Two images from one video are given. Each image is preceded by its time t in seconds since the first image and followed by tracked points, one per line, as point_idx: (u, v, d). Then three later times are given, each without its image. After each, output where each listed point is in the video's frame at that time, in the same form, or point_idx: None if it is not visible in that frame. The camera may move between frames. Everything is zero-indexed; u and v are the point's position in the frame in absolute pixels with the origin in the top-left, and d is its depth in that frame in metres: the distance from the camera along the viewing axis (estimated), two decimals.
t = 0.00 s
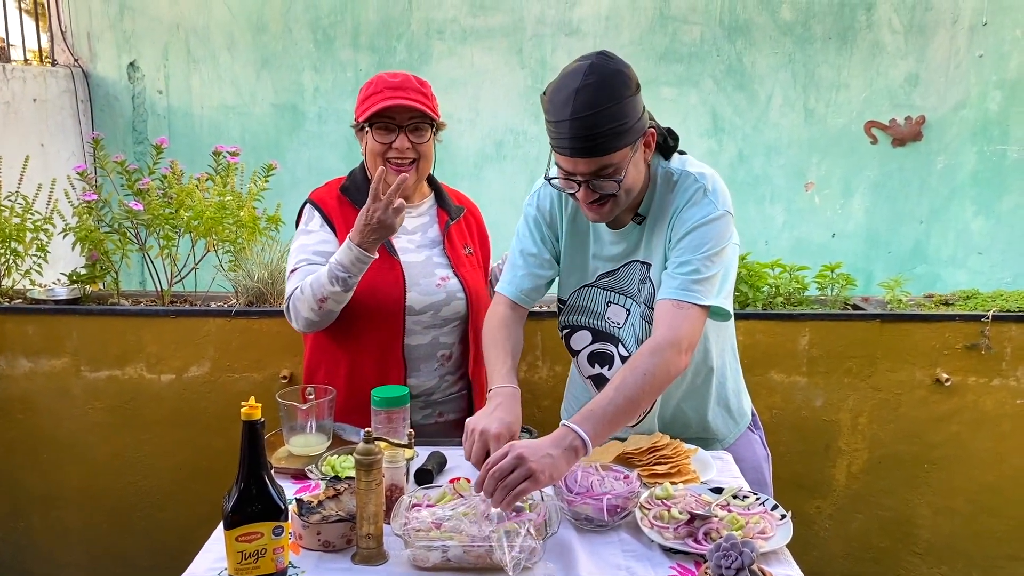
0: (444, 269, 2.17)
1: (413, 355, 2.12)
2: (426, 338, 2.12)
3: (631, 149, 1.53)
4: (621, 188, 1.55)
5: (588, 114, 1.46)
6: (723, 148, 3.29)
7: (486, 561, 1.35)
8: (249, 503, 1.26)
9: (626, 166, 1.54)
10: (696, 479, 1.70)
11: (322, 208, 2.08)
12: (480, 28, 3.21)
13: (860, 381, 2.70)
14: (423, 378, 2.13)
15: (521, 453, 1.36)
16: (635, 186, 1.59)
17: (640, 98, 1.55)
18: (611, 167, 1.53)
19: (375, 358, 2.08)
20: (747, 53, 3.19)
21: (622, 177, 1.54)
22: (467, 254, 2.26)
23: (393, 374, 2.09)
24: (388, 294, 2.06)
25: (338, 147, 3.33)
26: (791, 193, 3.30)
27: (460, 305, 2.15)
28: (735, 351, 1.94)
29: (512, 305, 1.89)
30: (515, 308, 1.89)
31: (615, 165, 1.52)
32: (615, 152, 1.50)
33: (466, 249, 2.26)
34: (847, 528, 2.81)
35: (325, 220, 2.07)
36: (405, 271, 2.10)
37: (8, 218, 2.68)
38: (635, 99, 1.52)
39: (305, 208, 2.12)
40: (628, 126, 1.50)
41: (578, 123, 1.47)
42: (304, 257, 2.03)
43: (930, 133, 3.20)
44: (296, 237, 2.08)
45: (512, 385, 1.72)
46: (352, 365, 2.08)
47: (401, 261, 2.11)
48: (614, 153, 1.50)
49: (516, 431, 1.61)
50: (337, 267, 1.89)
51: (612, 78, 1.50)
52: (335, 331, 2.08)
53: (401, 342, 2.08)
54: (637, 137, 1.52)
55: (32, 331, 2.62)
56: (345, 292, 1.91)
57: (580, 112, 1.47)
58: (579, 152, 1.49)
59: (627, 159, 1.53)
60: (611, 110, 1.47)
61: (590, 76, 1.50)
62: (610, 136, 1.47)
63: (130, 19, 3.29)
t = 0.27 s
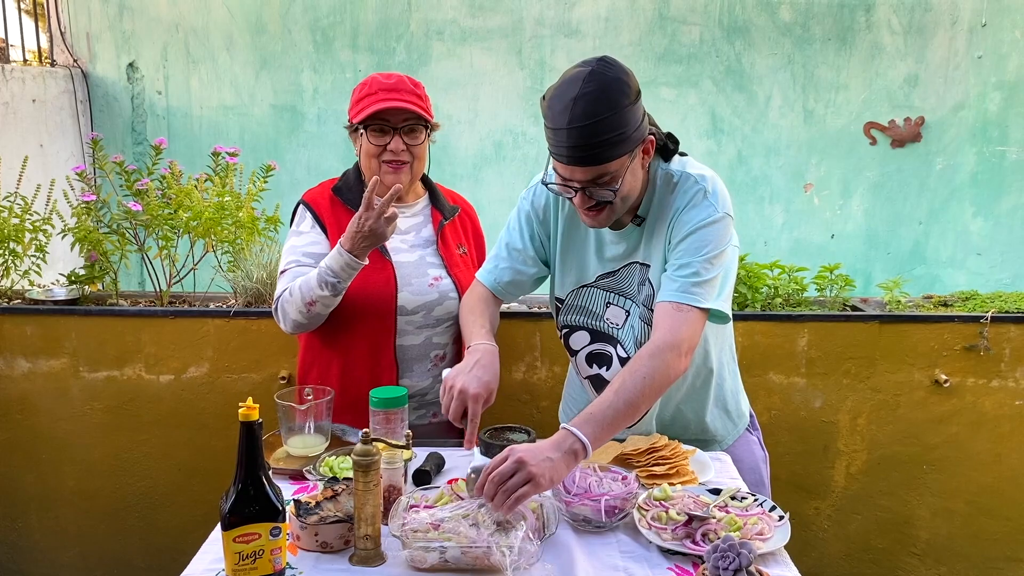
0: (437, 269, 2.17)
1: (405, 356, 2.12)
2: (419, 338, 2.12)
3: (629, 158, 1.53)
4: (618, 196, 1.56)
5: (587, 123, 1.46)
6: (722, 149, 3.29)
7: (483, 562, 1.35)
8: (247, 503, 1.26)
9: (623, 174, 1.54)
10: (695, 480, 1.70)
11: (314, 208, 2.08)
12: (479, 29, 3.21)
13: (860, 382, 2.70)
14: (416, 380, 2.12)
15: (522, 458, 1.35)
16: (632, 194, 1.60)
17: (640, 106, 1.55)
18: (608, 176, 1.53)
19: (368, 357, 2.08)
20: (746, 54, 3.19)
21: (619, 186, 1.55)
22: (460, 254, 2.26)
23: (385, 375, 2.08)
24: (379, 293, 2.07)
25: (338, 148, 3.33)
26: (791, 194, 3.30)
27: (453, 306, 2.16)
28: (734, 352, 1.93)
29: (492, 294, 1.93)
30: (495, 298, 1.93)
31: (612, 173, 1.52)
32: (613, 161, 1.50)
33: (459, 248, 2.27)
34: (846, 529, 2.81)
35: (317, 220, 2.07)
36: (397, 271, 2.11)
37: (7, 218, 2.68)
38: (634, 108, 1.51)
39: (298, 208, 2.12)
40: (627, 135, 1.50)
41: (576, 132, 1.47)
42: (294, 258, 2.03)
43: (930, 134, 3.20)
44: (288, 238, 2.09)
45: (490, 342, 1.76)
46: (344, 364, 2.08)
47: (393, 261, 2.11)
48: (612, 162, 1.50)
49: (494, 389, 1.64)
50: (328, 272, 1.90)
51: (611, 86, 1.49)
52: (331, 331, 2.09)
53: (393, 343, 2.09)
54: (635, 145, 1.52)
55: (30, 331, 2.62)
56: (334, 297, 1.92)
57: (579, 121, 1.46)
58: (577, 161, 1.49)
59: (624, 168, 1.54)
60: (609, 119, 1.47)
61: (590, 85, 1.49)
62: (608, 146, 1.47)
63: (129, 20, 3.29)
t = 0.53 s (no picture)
0: (434, 270, 2.17)
1: (402, 357, 2.12)
2: (415, 339, 2.13)
3: (628, 160, 1.53)
4: (618, 199, 1.56)
5: (586, 127, 1.46)
6: (723, 149, 3.29)
7: (485, 563, 1.35)
8: (248, 504, 1.26)
9: (622, 177, 1.54)
10: (696, 482, 1.70)
11: (311, 208, 2.08)
12: (480, 30, 3.21)
13: (861, 383, 2.69)
14: (412, 380, 2.13)
15: (521, 457, 1.35)
16: (631, 196, 1.60)
17: (639, 109, 1.55)
18: (608, 179, 1.53)
19: (364, 358, 2.08)
20: (748, 55, 3.19)
21: (618, 188, 1.55)
22: (458, 256, 2.25)
23: (381, 376, 2.08)
24: (375, 294, 2.07)
25: (339, 148, 3.34)
26: (792, 194, 3.30)
27: (449, 307, 2.16)
28: (735, 352, 1.93)
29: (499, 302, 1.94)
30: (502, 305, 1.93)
31: (611, 176, 1.52)
32: (612, 164, 1.50)
33: (457, 250, 2.25)
34: (847, 530, 2.81)
35: (313, 220, 2.08)
36: (393, 272, 2.10)
37: (8, 219, 2.68)
38: (633, 111, 1.51)
39: (295, 210, 2.13)
40: (627, 138, 1.49)
41: (576, 135, 1.47)
42: (291, 258, 2.03)
43: (930, 135, 3.20)
44: (285, 238, 2.10)
45: (495, 341, 1.80)
46: (341, 364, 2.08)
47: (389, 262, 2.11)
48: (611, 165, 1.50)
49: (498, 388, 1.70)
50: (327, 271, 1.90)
51: (611, 89, 1.49)
52: (330, 331, 2.09)
53: (389, 343, 2.09)
54: (634, 148, 1.52)
55: (31, 332, 2.61)
56: (332, 295, 1.92)
57: (578, 125, 1.46)
58: (576, 164, 1.49)
59: (624, 170, 1.53)
60: (609, 123, 1.46)
61: (589, 88, 1.49)
62: (607, 149, 1.47)
63: (130, 20, 3.29)
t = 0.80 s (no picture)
0: (433, 271, 2.17)
1: (401, 357, 2.12)
2: (414, 340, 2.13)
3: (625, 162, 1.53)
4: (615, 201, 1.56)
5: (581, 130, 1.46)
6: (725, 150, 3.29)
7: (487, 564, 1.35)
8: (250, 505, 1.26)
9: (619, 179, 1.54)
10: (698, 482, 1.70)
11: (309, 211, 2.09)
12: (482, 30, 3.21)
13: (862, 384, 2.69)
14: (412, 381, 2.13)
15: (523, 455, 1.36)
16: (629, 197, 1.60)
17: (634, 110, 1.54)
18: (605, 181, 1.53)
19: (363, 358, 2.08)
20: (749, 56, 3.19)
21: (616, 190, 1.55)
22: (457, 257, 2.24)
23: (380, 377, 2.08)
24: (373, 295, 2.06)
25: (340, 149, 3.34)
26: (793, 195, 3.30)
27: (448, 308, 2.15)
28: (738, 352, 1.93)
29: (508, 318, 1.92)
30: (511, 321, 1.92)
31: (608, 178, 1.52)
32: (608, 166, 1.50)
33: (457, 251, 2.25)
34: (849, 531, 2.81)
35: (311, 222, 2.08)
36: (392, 273, 2.10)
37: (10, 219, 2.68)
38: (628, 113, 1.51)
39: (295, 212, 2.14)
40: (622, 140, 1.49)
41: (571, 139, 1.46)
42: (287, 259, 2.05)
43: (932, 136, 3.20)
44: (285, 239, 2.11)
45: (502, 373, 1.79)
46: (340, 365, 2.08)
47: (388, 263, 2.11)
48: (607, 168, 1.50)
49: (505, 417, 1.68)
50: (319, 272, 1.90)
51: (605, 92, 1.49)
52: (330, 332, 2.08)
53: (387, 345, 2.09)
54: (630, 150, 1.52)
55: (33, 332, 2.62)
56: (319, 296, 1.91)
57: (573, 128, 1.46)
58: (572, 167, 1.49)
59: (620, 172, 1.53)
60: (604, 126, 1.46)
61: (583, 91, 1.49)
62: (603, 152, 1.47)
63: (132, 21, 3.29)
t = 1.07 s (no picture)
0: (434, 271, 2.17)
1: (402, 358, 2.12)
2: (415, 340, 2.13)
3: (625, 162, 1.53)
4: (615, 201, 1.56)
5: (582, 130, 1.46)
6: (726, 151, 3.29)
7: (488, 565, 1.35)
8: (252, 505, 1.26)
9: (619, 179, 1.54)
10: (700, 483, 1.70)
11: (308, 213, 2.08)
12: (483, 31, 3.21)
13: (863, 385, 2.69)
14: (413, 381, 2.13)
15: (527, 459, 1.37)
16: (630, 198, 1.60)
17: (634, 110, 1.55)
18: (605, 181, 1.52)
19: (364, 358, 2.08)
20: (750, 57, 3.19)
21: (616, 191, 1.54)
22: (458, 257, 2.25)
23: (381, 378, 2.09)
24: (374, 296, 2.06)
25: (341, 149, 3.34)
26: (794, 196, 3.30)
27: (450, 309, 2.15)
28: (739, 352, 1.93)
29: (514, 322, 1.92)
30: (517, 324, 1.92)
31: (609, 179, 1.52)
32: (609, 167, 1.50)
33: (457, 251, 2.25)
34: (850, 532, 2.81)
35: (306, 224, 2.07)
36: (392, 274, 2.10)
37: (12, 219, 2.68)
38: (628, 113, 1.51)
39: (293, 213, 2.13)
40: (622, 140, 1.49)
41: (572, 139, 1.46)
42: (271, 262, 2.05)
43: (933, 137, 3.20)
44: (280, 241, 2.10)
45: (513, 381, 1.79)
46: (341, 365, 2.08)
47: (388, 265, 2.11)
48: (608, 168, 1.50)
49: (517, 420, 1.68)
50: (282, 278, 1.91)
51: (605, 93, 1.49)
52: (331, 333, 2.08)
53: (388, 346, 2.08)
54: (630, 150, 1.52)
55: (35, 332, 2.62)
56: (279, 297, 1.91)
57: (574, 129, 1.46)
58: (573, 168, 1.48)
59: (621, 172, 1.53)
60: (604, 126, 1.46)
61: (583, 92, 1.49)
62: (604, 152, 1.47)
63: (133, 21, 3.30)
